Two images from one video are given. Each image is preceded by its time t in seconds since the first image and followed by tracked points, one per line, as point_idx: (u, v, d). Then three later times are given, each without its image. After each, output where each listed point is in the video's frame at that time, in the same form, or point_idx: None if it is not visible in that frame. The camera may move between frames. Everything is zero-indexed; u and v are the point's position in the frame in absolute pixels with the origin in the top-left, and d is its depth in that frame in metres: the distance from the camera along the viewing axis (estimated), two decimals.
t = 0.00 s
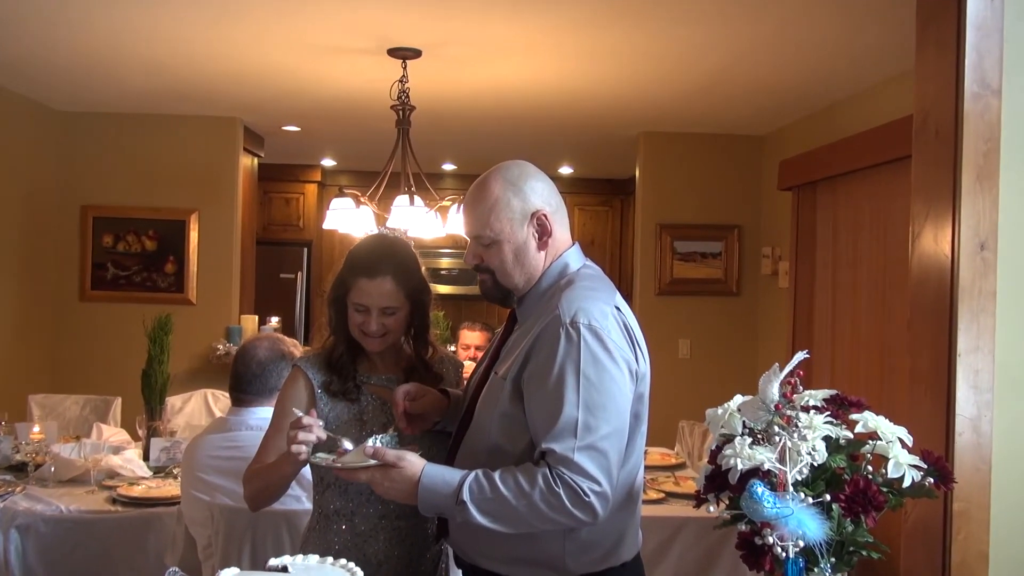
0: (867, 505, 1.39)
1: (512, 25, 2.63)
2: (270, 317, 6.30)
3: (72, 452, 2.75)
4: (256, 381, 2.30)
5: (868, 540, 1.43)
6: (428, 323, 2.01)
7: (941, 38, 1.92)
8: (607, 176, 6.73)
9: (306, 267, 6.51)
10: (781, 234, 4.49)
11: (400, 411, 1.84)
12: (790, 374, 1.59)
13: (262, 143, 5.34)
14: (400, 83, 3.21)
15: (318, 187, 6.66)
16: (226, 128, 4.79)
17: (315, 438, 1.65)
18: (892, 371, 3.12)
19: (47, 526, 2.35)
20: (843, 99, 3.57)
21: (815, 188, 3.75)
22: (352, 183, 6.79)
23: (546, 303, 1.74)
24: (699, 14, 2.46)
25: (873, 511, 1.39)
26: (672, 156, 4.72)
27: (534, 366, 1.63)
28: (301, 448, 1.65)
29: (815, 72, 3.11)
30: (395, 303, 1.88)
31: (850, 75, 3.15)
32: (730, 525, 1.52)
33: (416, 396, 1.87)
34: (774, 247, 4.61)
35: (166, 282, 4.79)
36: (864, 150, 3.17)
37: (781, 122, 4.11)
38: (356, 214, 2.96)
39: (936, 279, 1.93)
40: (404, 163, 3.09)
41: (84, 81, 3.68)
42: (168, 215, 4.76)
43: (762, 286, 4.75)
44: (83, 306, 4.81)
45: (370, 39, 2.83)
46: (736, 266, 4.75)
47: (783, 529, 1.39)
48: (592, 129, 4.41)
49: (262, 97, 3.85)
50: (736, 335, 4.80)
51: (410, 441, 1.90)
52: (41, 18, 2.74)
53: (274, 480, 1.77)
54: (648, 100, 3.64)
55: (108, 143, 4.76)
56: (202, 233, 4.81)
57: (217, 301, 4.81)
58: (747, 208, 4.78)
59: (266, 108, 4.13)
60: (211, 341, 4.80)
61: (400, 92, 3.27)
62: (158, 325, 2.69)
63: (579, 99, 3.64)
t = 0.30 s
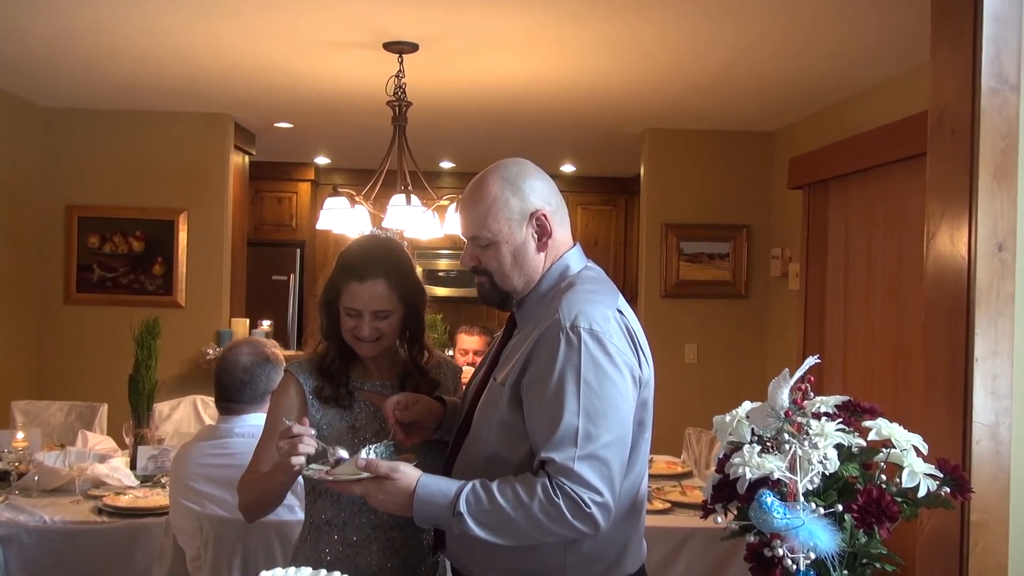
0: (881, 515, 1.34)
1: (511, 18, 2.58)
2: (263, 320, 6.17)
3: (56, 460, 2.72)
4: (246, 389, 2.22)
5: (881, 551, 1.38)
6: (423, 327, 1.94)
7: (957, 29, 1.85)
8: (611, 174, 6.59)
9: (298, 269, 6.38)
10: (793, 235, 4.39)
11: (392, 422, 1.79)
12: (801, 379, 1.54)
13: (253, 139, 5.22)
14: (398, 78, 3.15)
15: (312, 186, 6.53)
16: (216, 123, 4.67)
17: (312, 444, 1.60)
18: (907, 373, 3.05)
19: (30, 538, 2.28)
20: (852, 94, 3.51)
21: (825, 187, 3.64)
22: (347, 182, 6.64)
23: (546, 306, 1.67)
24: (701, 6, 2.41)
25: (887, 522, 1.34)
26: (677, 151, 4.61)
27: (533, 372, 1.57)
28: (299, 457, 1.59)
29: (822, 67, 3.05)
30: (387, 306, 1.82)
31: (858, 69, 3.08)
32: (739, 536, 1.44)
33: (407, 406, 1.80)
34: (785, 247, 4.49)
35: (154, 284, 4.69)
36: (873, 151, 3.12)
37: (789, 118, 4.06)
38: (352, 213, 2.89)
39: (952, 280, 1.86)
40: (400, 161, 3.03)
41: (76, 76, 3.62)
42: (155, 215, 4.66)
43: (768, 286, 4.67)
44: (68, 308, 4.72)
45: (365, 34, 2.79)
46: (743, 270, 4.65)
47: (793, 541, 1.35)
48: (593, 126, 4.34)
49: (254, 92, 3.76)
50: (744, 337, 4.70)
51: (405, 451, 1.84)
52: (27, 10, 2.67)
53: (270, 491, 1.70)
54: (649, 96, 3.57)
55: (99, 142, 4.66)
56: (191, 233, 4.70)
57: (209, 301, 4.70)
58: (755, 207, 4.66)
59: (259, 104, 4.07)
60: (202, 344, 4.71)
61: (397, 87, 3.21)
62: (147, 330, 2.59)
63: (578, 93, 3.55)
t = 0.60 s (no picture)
0: (895, 525, 1.33)
1: (509, 11, 2.53)
2: (254, 326, 5.97)
3: (41, 470, 2.64)
4: (241, 398, 2.20)
5: (896, 563, 1.35)
6: (425, 332, 1.87)
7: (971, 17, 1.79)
8: (614, 174, 6.46)
9: (291, 271, 6.17)
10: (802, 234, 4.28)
11: (389, 429, 1.73)
12: (813, 386, 1.54)
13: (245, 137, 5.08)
14: (393, 73, 3.09)
15: (306, 186, 6.36)
16: (207, 120, 4.54)
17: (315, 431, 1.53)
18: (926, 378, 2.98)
19: (13, 549, 2.18)
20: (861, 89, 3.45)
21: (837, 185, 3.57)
22: (340, 181, 6.44)
23: (548, 310, 1.60)
24: None
25: (901, 532, 1.33)
26: (682, 150, 4.49)
27: (534, 378, 1.50)
28: (300, 442, 1.52)
29: (834, 59, 2.98)
30: (388, 310, 1.75)
31: (863, 64, 3.04)
32: (748, 547, 1.45)
33: (405, 410, 1.74)
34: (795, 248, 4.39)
35: (142, 287, 4.55)
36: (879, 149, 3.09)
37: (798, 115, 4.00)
38: (347, 214, 2.84)
39: (970, 282, 1.79)
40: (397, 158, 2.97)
41: (65, 70, 3.51)
42: (145, 216, 4.53)
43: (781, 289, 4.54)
44: (54, 312, 4.58)
45: (358, 27, 2.74)
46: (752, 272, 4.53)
47: (804, 552, 1.33)
48: (596, 122, 4.23)
49: (244, 85, 3.63)
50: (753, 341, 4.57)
51: (404, 458, 1.78)
52: None
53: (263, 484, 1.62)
54: (650, 92, 3.51)
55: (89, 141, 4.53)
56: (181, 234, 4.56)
57: (199, 307, 4.56)
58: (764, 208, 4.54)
59: (253, 100, 3.98)
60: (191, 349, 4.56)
61: (393, 83, 3.16)
62: (134, 335, 2.53)
63: (578, 86, 3.44)
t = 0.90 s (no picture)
0: (909, 532, 1.29)
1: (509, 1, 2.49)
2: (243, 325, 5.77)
3: (24, 476, 2.57)
4: (233, 401, 2.14)
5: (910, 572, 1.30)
6: (426, 335, 1.81)
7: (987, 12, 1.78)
8: (618, 168, 6.28)
9: (284, 268, 5.99)
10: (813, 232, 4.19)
11: (387, 432, 1.68)
12: (824, 388, 1.50)
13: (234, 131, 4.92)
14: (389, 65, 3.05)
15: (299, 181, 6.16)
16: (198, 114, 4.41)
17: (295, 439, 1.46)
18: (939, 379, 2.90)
19: None
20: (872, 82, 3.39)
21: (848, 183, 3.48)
22: (334, 176, 6.25)
23: (550, 310, 1.54)
24: None
25: (915, 539, 1.29)
26: (688, 145, 4.39)
27: (536, 380, 1.44)
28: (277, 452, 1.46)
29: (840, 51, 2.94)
30: (389, 311, 1.69)
31: (868, 57, 3.00)
32: (756, 556, 1.42)
33: (402, 413, 1.69)
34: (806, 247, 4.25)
35: (129, 286, 4.42)
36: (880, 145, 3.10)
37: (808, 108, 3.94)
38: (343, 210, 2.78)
39: (988, 282, 1.78)
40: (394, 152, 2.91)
41: (55, 60, 3.40)
42: (132, 212, 4.39)
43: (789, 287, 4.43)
44: (35, 311, 4.42)
45: (353, 16, 2.68)
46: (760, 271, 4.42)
47: (815, 561, 1.29)
48: (599, 114, 4.13)
49: (235, 73, 3.49)
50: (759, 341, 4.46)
51: (403, 462, 1.71)
52: None
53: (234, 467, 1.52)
54: (650, 85, 3.47)
55: (76, 135, 4.37)
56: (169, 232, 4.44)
57: (186, 309, 4.44)
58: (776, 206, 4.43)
59: (246, 93, 3.89)
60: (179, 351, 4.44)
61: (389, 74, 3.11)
62: (121, 336, 2.49)
63: (580, 74, 3.32)
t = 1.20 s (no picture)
0: (927, 543, 1.23)
1: None
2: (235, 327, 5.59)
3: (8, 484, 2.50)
4: (223, 405, 2.10)
5: None
6: (425, 338, 1.75)
7: None
8: (627, 163, 6.02)
9: (277, 268, 5.80)
10: (829, 231, 3.99)
11: (389, 428, 1.61)
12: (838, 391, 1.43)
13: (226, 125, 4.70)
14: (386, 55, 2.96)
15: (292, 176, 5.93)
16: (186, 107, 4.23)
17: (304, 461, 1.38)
18: (957, 382, 2.81)
19: None
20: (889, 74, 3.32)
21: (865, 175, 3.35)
22: (329, 171, 6.05)
23: (554, 311, 1.48)
24: None
25: (933, 551, 1.23)
26: (697, 139, 4.18)
27: (539, 383, 1.38)
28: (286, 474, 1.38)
29: (847, 43, 2.89)
30: (388, 314, 1.63)
31: (874, 49, 2.95)
32: (767, 568, 1.36)
33: (406, 412, 1.63)
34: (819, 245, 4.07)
35: (116, 287, 4.25)
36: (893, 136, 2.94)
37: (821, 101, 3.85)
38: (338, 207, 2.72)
39: (1009, 279, 1.72)
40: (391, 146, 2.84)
41: (42, 46, 3.26)
42: (118, 209, 4.22)
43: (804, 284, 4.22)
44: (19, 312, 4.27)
45: (348, 5, 2.63)
46: (773, 269, 4.23)
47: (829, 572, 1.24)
48: (603, 106, 4.00)
49: (220, 58, 3.32)
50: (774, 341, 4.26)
51: (401, 469, 1.65)
52: None
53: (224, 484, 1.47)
54: (652, 78, 3.42)
55: (60, 130, 4.22)
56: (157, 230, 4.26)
57: (174, 307, 4.27)
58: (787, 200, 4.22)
59: (240, 84, 3.78)
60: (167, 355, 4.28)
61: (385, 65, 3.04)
62: (107, 338, 2.45)
63: (585, 61, 3.20)
